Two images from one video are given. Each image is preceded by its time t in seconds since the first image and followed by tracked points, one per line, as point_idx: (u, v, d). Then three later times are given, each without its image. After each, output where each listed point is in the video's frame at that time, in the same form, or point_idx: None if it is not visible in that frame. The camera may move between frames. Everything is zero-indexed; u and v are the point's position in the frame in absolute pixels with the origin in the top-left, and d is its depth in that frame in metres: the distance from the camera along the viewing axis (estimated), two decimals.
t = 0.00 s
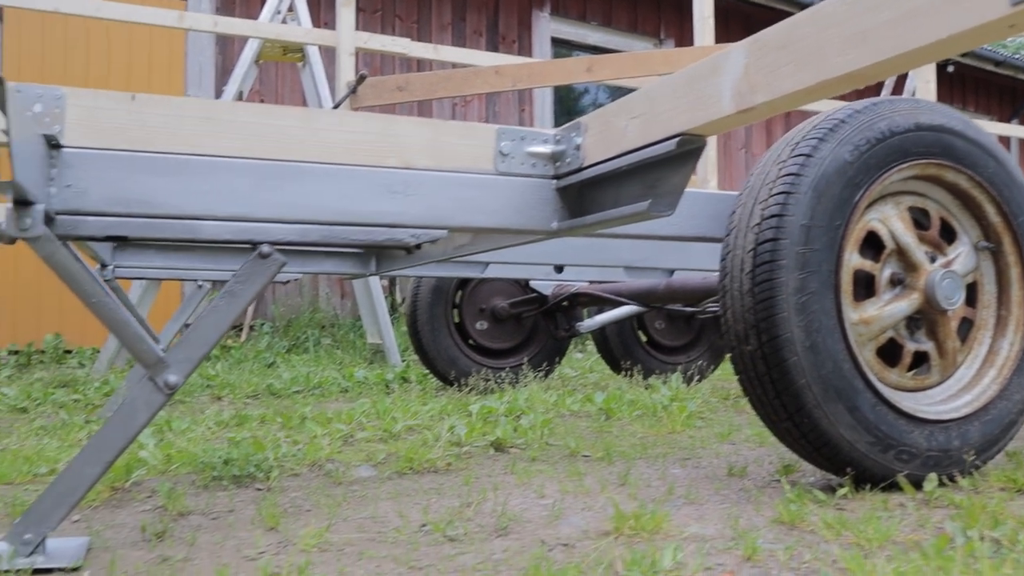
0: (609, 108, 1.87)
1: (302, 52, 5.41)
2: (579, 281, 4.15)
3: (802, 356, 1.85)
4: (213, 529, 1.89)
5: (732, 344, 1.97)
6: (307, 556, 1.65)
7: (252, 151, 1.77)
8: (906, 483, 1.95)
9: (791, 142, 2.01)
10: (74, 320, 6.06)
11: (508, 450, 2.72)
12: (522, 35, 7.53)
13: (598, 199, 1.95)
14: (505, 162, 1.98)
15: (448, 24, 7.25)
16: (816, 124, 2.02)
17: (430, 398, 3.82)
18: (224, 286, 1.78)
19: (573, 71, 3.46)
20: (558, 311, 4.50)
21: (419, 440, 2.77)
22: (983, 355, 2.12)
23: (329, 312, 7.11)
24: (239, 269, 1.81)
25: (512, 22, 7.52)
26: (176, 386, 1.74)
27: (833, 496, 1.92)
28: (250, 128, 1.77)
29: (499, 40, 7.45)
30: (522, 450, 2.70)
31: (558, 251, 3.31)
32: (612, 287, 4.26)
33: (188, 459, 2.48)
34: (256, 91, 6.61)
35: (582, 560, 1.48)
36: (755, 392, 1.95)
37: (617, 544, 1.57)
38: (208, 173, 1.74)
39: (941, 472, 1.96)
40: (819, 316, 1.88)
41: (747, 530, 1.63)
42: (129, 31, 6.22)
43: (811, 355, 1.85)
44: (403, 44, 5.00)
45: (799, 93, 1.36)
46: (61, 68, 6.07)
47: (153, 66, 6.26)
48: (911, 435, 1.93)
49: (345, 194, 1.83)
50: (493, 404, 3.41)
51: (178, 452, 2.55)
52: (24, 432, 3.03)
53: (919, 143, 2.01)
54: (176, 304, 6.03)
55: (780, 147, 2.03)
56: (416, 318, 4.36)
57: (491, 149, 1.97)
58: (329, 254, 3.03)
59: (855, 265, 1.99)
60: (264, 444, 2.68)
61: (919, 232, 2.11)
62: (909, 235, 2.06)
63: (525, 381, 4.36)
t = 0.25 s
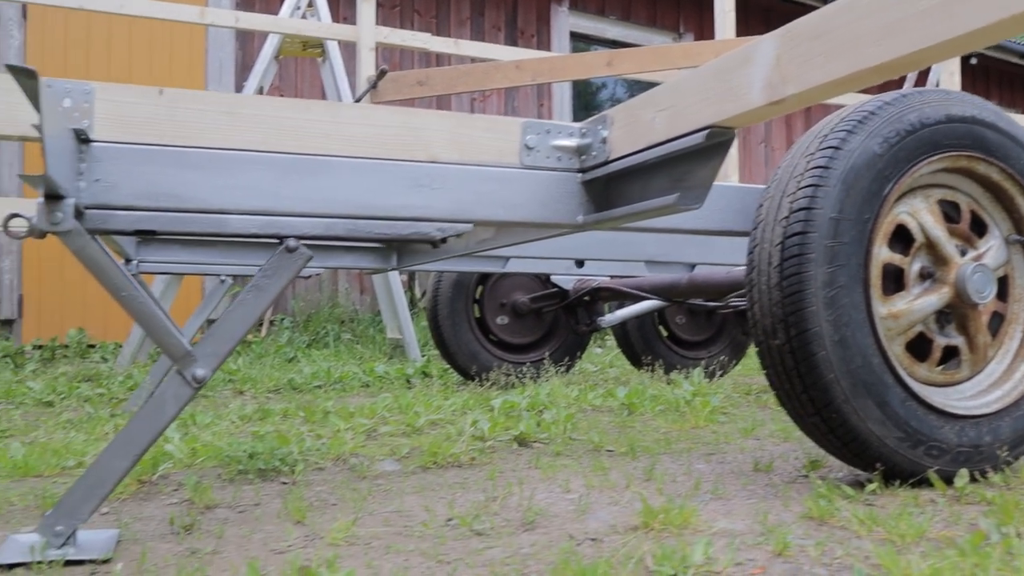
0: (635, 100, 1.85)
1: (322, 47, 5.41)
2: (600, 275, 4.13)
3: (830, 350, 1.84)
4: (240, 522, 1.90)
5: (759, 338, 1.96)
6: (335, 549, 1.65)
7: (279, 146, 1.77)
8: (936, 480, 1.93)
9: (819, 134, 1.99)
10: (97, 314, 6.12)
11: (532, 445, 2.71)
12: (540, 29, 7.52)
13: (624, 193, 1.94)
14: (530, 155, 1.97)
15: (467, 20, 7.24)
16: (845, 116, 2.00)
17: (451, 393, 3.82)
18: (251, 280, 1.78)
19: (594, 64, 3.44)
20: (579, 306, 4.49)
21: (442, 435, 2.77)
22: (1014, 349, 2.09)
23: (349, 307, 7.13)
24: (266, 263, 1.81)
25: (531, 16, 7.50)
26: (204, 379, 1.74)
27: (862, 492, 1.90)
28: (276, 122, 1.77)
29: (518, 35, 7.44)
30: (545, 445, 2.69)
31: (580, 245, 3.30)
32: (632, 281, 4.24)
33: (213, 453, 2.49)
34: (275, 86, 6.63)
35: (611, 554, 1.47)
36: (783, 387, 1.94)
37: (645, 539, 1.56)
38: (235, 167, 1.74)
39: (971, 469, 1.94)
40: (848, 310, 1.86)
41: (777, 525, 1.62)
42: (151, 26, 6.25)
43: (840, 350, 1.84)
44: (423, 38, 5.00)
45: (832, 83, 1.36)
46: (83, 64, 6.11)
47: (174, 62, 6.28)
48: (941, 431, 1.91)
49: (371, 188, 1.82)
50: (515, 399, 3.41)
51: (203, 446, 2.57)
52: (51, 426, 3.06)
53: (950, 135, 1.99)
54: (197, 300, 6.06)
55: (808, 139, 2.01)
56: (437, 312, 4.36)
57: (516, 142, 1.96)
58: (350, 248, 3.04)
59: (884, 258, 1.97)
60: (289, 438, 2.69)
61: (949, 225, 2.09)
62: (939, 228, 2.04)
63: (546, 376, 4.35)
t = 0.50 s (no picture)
0: (667, 92, 1.84)
1: (346, 39, 5.40)
2: (625, 268, 4.11)
3: (865, 344, 1.81)
4: (270, 512, 1.91)
5: (791, 332, 1.93)
6: (366, 540, 1.65)
7: (311, 137, 1.77)
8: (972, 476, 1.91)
9: (853, 125, 1.96)
10: (123, 305, 6.18)
11: (559, 438, 2.70)
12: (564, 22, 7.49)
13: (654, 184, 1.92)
14: (560, 146, 1.96)
15: (490, 12, 7.21)
16: (879, 106, 1.97)
17: (476, 385, 3.83)
18: (282, 271, 1.79)
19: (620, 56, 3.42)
20: (604, 299, 4.47)
21: (469, 427, 2.77)
22: None
23: (372, 300, 7.15)
24: (296, 255, 1.82)
25: (554, 9, 7.48)
26: (235, 369, 1.75)
27: (895, 488, 1.88)
28: (307, 113, 1.77)
29: (541, 27, 7.42)
30: (572, 438, 2.68)
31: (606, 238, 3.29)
32: (657, 274, 4.22)
33: (242, 443, 2.50)
34: (299, 79, 6.65)
35: (645, 548, 1.46)
36: (815, 382, 1.92)
37: (678, 532, 1.56)
38: (266, 159, 1.74)
39: (1006, 465, 1.91)
40: (883, 303, 1.84)
41: (811, 520, 1.61)
42: (176, 19, 6.28)
43: (874, 344, 1.82)
44: (447, 30, 4.99)
45: (871, 73, 1.35)
46: (110, 57, 6.14)
47: (199, 54, 6.32)
48: (976, 426, 1.89)
49: (401, 179, 1.82)
50: (541, 391, 3.40)
51: (232, 436, 2.58)
52: (81, 415, 3.08)
53: (987, 126, 1.96)
54: (221, 294, 6.10)
55: (841, 131, 1.99)
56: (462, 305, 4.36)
57: (546, 134, 1.95)
58: (376, 240, 3.04)
59: (919, 251, 1.94)
60: (317, 429, 2.70)
61: (985, 218, 2.06)
62: (975, 221, 2.01)
63: (571, 369, 4.35)
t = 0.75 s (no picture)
0: (698, 84, 1.82)
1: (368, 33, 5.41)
2: (649, 263, 4.09)
3: (898, 341, 1.79)
4: (298, 506, 1.91)
5: (822, 328, 1.91)
6: (395, 534, 1.65)
7: (339, 130, 1.77)
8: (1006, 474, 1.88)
9: (886, 119, 1.94)
10: (147, 300, 6.20)
11: (584, 433, 2.69)
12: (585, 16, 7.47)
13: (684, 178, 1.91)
14: (589, 140, 1.94)
15: (511, 6, 7.19)
16: (913, 100, 1.94)
17: (500, 380, 3.82)
18: (312, 265, 1.79)
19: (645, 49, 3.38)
20: (628, 294, 4.45)
21: (494, 422, 2.76)
22: None
23: (393, 294, 7.16)
24: (325, 249, 1.82)
25: (575, 3, 7.45)
26: (265, 363, 1.75)
27: (928, 485, 1.86)
28: (335, 106, 1.77)
29: (562, 22, 7.40)
30: (597, 433, 2.67)
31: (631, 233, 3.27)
32: (681, 270, 4.20)
33: (268, 437, 2.51)
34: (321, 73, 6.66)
35: (677, 545, 1.45)
36: (846, 378, 1.90)
37: (709, 529, 1.54)
38: (295, 152, 1.74)
39: None
40: (916, 299, 1.81)
41: (844, 517, 1.59)
42: (199, 13, 6.29)
43: (907, 340, 1.79)
44: (470, 24, 4.98)
45: (911, 65, 1.33)
46: (134, 50, 6.14)
47: (221, 46, 6.33)
48: (1011, 424, 1.86)
49: (430, 172, 1.82)
50: (565, 386, 3.39)
51: (258, 430, 2.59)
52: (109, 408, 3.10)
53: None
54: (244, 289, 6.14)
55: (874, 124, 1.97)
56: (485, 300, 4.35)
57: (575, 128, 1.93)
58: (399, 234, 3.04)
59: (953, 246, 1.92)
60: (343, 423, 2.70)
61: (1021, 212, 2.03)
62: (1011, 215, 1.98)
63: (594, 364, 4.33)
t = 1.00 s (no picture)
0: (729, 79, 1.80)
1: (390, 29, 5.41)
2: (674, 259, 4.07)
3: (933, 337, 1.77)
4: (328, 501, 1.92)
5: (855, 325, 1.89)
6: (426, 530, 1.65)
7: (370, 125, 1.76)
8: None
9: (921, 112, 1.92)
10: (171, 296, 6.24)
11: (611, 429, 2.68)
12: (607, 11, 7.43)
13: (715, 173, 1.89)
14: (619, 135, 1.93)
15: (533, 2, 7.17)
16: (948, 93, 1.92)
17: (524, 377, 3.82)
18: (342, 261, 1.79)
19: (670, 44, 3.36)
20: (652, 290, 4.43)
21: (520, 418, 2.76)
22: None
23: (415, 290, 7.17)
24: (355, 244, 1.81)
25: None
26: (295, 358, 1.76)
27: (963, 484, 1.83)
28: (365, 102, 1.76)
29: (584, 17, 7.37)
30: (624, 430, 2.66)
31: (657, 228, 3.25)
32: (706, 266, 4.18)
33: (296, 432, 2.51)
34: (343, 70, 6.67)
35: (711, 542, 1.44)
36: (879, 376, 1.87)
37: (742, 527, 1.53)
38: (326, 148, 1.74)
39: None
40: (952, 296, 1.79)
41: (879, 515, 1.57)
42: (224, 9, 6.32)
43: (943, 337, 1.77)
44: (493, 20, 4.97)
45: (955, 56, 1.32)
46: (160, 44, 6.18)
47: (245, 43, 6.37)
48: None
49: (460, 168, 1.81)
50: (591, 383, 3.38)
51: (286, 425, 2.59)
52: (137, 403, 3.12)
53: None
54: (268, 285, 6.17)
55: (908, 118, 1.94)
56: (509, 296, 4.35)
57: (605, 122, 1.92)
58: (424, 230, 3.03)
59: (989, 242, 1.89)
60: (370, 419, 2.70)
61: None
62: None
63: (618, 361, 4.32)
